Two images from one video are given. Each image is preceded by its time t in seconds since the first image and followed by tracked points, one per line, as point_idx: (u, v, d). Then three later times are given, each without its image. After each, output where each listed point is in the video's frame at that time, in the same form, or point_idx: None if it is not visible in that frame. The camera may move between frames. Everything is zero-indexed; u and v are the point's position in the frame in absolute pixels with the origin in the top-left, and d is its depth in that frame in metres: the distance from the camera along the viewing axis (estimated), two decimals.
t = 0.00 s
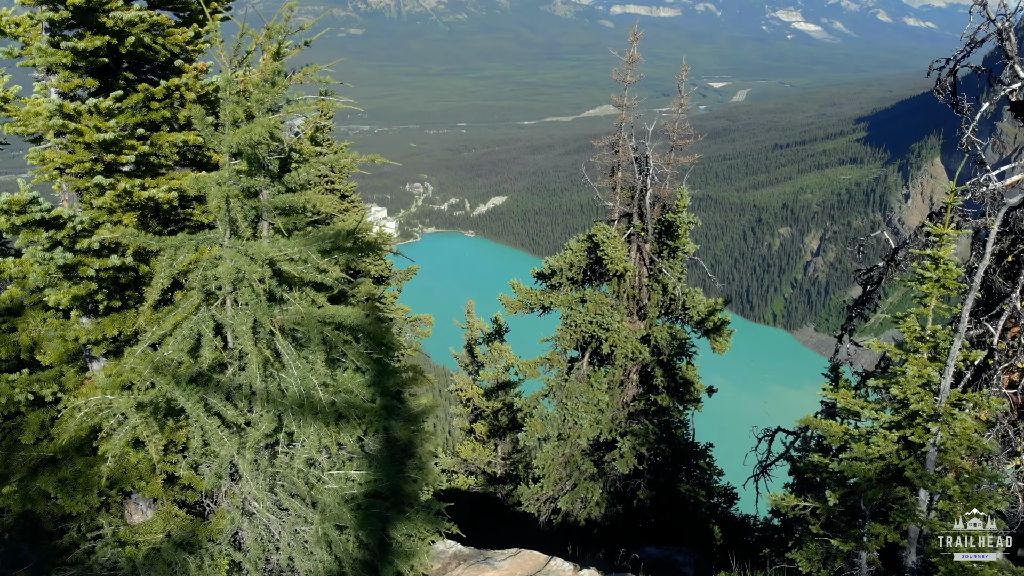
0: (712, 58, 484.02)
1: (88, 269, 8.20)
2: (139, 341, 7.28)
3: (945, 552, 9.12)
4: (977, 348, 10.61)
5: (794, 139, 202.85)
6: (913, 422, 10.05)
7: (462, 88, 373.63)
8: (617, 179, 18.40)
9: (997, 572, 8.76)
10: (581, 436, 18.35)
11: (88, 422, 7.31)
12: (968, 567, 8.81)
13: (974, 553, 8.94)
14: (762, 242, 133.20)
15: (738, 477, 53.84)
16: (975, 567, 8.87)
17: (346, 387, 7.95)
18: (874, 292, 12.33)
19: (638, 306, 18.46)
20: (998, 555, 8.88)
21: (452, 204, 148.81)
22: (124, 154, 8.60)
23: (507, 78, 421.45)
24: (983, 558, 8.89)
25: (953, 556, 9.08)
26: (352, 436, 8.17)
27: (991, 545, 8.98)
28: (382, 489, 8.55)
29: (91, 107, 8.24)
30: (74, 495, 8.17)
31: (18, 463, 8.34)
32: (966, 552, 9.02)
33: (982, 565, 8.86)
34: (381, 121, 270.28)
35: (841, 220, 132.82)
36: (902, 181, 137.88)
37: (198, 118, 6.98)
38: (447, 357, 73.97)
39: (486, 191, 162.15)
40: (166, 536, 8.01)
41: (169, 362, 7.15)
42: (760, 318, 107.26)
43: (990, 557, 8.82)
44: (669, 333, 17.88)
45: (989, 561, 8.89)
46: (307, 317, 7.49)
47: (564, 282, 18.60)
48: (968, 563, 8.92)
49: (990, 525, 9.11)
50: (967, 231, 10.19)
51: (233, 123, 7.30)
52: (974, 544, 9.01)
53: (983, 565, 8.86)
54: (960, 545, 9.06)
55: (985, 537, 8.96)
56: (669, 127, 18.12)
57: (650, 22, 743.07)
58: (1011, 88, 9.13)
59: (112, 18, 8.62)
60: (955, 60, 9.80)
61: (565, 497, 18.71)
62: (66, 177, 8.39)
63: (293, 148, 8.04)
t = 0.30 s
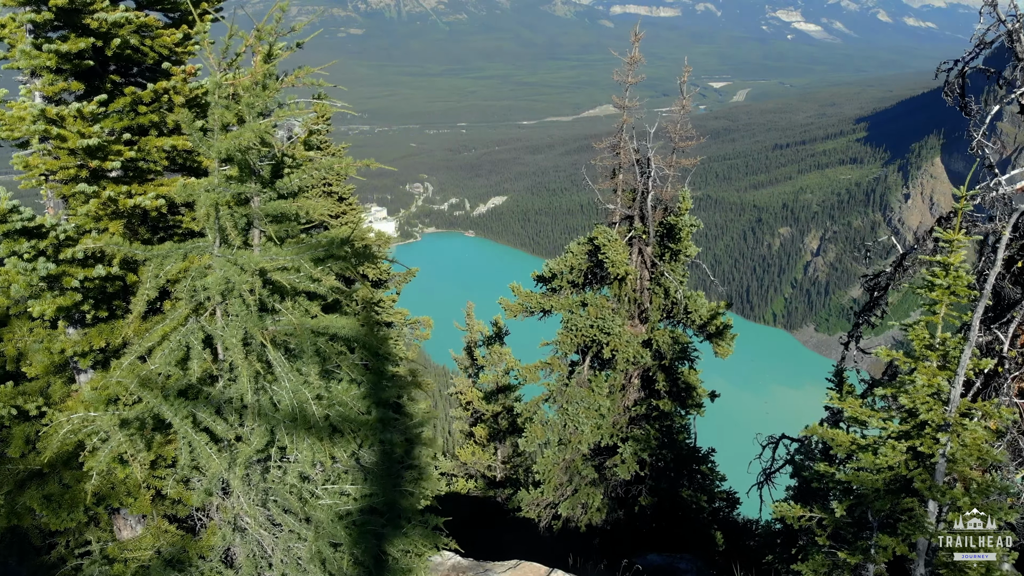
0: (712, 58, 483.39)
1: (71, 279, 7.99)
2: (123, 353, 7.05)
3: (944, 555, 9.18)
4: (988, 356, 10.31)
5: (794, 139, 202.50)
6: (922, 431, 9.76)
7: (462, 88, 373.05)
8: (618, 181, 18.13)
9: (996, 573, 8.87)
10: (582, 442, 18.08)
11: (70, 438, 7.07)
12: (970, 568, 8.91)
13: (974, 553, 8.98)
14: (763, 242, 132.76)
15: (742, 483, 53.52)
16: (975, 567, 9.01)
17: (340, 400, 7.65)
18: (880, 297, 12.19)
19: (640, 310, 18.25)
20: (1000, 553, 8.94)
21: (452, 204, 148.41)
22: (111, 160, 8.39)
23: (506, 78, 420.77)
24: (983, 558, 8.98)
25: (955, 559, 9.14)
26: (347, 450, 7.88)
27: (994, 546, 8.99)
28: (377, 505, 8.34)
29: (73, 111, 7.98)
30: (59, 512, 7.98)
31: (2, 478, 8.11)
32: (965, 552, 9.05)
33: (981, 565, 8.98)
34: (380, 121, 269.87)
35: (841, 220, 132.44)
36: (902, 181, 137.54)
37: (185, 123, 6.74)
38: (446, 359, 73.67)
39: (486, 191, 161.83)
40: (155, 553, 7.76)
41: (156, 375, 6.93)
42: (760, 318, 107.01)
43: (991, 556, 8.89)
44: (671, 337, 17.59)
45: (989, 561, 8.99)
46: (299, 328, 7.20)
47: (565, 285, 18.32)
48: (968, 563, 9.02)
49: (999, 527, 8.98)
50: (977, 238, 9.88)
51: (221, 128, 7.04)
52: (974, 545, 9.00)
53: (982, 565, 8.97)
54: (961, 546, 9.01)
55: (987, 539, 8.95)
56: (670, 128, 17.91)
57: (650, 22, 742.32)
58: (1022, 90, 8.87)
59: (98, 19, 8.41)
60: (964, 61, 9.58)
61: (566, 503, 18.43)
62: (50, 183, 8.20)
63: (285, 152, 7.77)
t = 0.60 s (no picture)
0: (712, 58, 482.92)
1: (55, 289, 7.74)
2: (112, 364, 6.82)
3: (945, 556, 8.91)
4: (998, 364, 10.05)
5: (794, 139, 202.16)
6: (933, 441, 9.47)
7: (462, 88, 372.74)
8: (620, 184, 17.89)
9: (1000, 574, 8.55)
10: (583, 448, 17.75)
11: (55, 456, 6.81)
12: (970, 568, 8.64)
13: (974, 553, 8.70)
14: (763, 242, 132.27)
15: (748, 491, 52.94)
16: (975, 568, 8.71)
17: (336, 413, 7.38)
18: (889, 304, 11.94)
19: (642, 313, 17.92)
20: (1004, 554, 8.64)
21: (453, 204, 148.10)
22: (96, 165, 8.14)
23: (506, 77, 420.21)
24: (983, 559, 8.71)
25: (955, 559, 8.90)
26: (342, 465, 7.63)
27: (996, 546, 8.69)
28: (375, 519, 8.10)
29: (57, 115, 7.71)
30: (46, 530, 7.71)
31: None
32: (965, 552, 8.76)
33: (983, 566, 8.68)
34: (381, 121, 269.84)
35: (840, 220, 132.05)
36: (902, 181, 137.15)
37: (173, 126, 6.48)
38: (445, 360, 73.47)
39: (486, 191, 161.51)
40: (145, 571, 7.48)
41: (144, 390, 6.65)
42: (760, 318, 106.78)
43: (993, 557, 8.59)
44: (674, 341, 17.35)
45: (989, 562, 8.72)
46: (292, 340, 6.95)
47: (566, 288, 17.99)
48: (968, 563, 8.74)
49: (1003, 528, 8.69)
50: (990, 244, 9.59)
51: (212, 132, 6.78)
52: (974, 544, 8.71)
53: (983, 565, 8.69)
54: (961, 545, 8.74)
55: (988, 539, 8.66)
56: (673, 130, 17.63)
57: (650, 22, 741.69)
58: None
59: (83, 20, 8.17)
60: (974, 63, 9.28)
61: (567, 508, 18.11)
62: (33, 189, 7.93)
63: (279, 156, 7.55)
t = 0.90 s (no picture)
0: (711, 58, 482.56)
1: (40, 300, 7.57)
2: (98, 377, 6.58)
3: (943, 554, 8.53)
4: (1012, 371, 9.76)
5: (794, 139, 201.82)
6: (945, 452, 9.20)
7: (462, 88, 372.25)
8: (622, 185, 17.58)
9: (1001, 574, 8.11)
10: (585, 453, 17.41)
11: (39, 474, 6.58)
12: (971, 567, 8.19)
13: (975, 554, 8.29)
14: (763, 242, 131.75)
15: (753, 497, 52.47)
16: (976, 569, 8.26)
17: (332, 426, 7.14)
18: (897, 309, 11.72)
19: (644, 316, 17.61)
20: (1003, 555, 8.24)
21: (453, 204, 147.69)
22: (83, 170, 7.91)
23: (506, 77, 419.79)
24: (983, 560, 8.26)
25: (954, 557, 8.48)
26: (338, 480, 7.38)
27: (996, 546, 8.29)
28: (372, 534, 7.85)
29: (41, 118, 7.49)
30: (31, 547, 7.52)
31: None
32: (966, 552, 8.38)
33: (982, 566, 8.25)
34: (380, 121, 269.48)
35: (840, 220, 131.76)
36: (902, 181, 136.66)
37: (162, 131, 6.24)
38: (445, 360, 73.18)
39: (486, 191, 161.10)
40: None
41: (132, 403, 6.41)
42: (760, 318, 106.52)
43: (992, 557, 8.18)
44: (676, 344, 17.09)
45: (990, 563, 8.26)
46: (286, 351, 6.72)
47: (567, 291, 17.64)
48: (968, 563, 8.30)
49: (1004, 527, 8.35)
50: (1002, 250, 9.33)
51: (202, 136, 6.53)
52: (975, 544, 8.36)
53: (983, 566, 8.24)
54: (959, 546, 8.40)
55: (989, 538, 8.31)
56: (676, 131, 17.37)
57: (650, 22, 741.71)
58: None
59: (68, 19, 7.92)
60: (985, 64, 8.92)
61: (568, 514, 17.72)
62: (18, 195, 7.68)
63: (273, 162, 7.30)
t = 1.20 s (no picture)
0: (712, 58, 482.08)
1: (22, 310, 7.34)
2: (81, 390, 6.36)
3: (946, 556, 8.46)
4: None
5: (794, 139, 201.51)
6: (955, 462, 8.96)
7: (462, 88, 371.81)
8: (623, 187, 17.32)
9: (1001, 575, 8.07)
10: (586, 459, 17.11)
11: (19, 492, 6.33)
12: (972, 568, 8.13)
13: (975, 553, 8.22)
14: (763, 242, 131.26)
15: (756, 501, 51.81)
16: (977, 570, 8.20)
17: (325, 440, 6.90)
18: (906, 315, 11.44)
19: (646, 320, 17.33)
20: (1008, 555, 8.16)
21: (453, 204, 147.30)
22: (66, 177, 7.64)
23: (506, 77, 419.53)
24: (984, 559, 8.20)
25: (954, 557, 8.47)
26: (331, 496, 7.13)
27: (996, 546, 8.22)
28: (367, 550, 7.61)
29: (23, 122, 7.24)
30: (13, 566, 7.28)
31: None
32: (966, 553, 8.33)
33: (984, 566, 8.17)
34: (381, 121, 269.26)
35: (841, 220, 131.49)
36: (902, 181, 136.14)
37: (148, 134, 5.99)
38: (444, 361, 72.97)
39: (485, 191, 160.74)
40: None
41: (118, 418, 6.19)
42: (760, 317, 106.41)
43: (994, 556, 8.09)
44: (679, 348, 16.66)
45: (990, 561, 8.23)
46: (277, 363, 6.52)
47: (568, 294, 17.34)
48: (968, 563, 8.26)
49: (1007, 528, 8.26)
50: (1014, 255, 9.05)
51: (190, 142, 6.28)
52: (976, 545, 8.30)
53: (984, 565, 8.18)
54: (962, 546, 8.38)
55: (990, 537, 8.24)
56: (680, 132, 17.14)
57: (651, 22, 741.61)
58: None
59: (50, 20, 7.71)
60: (997, 64, 8.74)
61: (568, 519, 17.49)
62: None
63: (264, 165, 7.06)
